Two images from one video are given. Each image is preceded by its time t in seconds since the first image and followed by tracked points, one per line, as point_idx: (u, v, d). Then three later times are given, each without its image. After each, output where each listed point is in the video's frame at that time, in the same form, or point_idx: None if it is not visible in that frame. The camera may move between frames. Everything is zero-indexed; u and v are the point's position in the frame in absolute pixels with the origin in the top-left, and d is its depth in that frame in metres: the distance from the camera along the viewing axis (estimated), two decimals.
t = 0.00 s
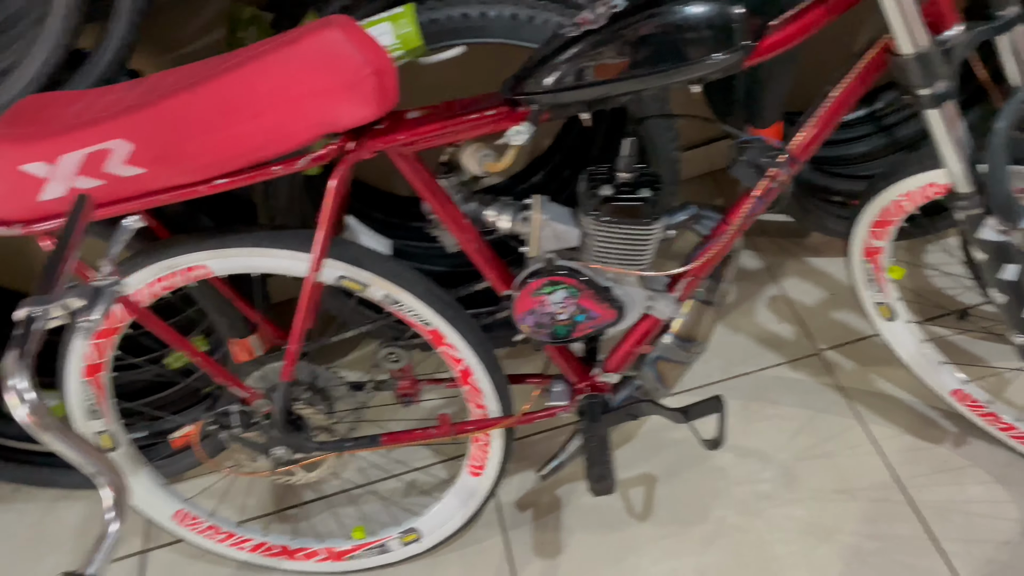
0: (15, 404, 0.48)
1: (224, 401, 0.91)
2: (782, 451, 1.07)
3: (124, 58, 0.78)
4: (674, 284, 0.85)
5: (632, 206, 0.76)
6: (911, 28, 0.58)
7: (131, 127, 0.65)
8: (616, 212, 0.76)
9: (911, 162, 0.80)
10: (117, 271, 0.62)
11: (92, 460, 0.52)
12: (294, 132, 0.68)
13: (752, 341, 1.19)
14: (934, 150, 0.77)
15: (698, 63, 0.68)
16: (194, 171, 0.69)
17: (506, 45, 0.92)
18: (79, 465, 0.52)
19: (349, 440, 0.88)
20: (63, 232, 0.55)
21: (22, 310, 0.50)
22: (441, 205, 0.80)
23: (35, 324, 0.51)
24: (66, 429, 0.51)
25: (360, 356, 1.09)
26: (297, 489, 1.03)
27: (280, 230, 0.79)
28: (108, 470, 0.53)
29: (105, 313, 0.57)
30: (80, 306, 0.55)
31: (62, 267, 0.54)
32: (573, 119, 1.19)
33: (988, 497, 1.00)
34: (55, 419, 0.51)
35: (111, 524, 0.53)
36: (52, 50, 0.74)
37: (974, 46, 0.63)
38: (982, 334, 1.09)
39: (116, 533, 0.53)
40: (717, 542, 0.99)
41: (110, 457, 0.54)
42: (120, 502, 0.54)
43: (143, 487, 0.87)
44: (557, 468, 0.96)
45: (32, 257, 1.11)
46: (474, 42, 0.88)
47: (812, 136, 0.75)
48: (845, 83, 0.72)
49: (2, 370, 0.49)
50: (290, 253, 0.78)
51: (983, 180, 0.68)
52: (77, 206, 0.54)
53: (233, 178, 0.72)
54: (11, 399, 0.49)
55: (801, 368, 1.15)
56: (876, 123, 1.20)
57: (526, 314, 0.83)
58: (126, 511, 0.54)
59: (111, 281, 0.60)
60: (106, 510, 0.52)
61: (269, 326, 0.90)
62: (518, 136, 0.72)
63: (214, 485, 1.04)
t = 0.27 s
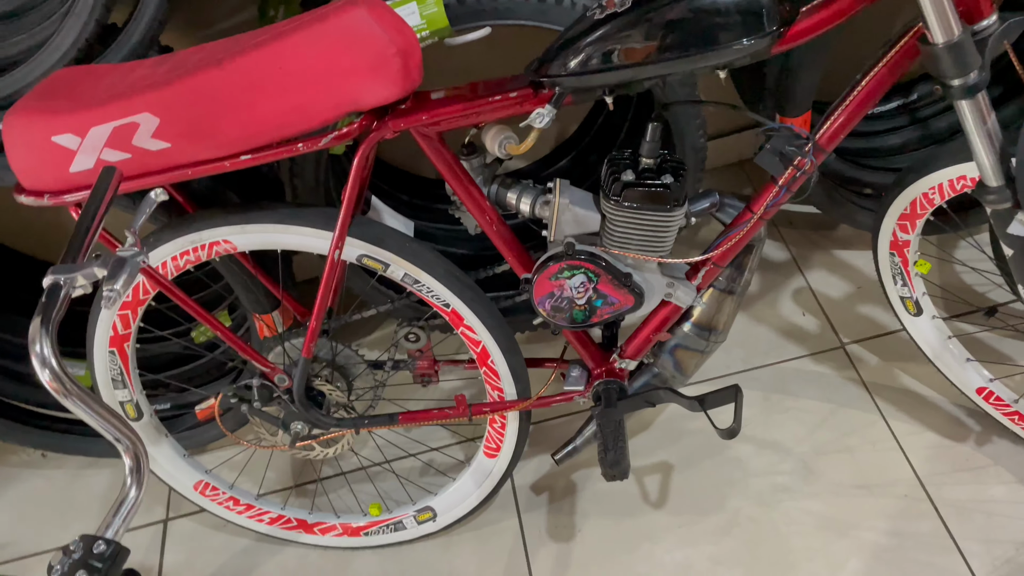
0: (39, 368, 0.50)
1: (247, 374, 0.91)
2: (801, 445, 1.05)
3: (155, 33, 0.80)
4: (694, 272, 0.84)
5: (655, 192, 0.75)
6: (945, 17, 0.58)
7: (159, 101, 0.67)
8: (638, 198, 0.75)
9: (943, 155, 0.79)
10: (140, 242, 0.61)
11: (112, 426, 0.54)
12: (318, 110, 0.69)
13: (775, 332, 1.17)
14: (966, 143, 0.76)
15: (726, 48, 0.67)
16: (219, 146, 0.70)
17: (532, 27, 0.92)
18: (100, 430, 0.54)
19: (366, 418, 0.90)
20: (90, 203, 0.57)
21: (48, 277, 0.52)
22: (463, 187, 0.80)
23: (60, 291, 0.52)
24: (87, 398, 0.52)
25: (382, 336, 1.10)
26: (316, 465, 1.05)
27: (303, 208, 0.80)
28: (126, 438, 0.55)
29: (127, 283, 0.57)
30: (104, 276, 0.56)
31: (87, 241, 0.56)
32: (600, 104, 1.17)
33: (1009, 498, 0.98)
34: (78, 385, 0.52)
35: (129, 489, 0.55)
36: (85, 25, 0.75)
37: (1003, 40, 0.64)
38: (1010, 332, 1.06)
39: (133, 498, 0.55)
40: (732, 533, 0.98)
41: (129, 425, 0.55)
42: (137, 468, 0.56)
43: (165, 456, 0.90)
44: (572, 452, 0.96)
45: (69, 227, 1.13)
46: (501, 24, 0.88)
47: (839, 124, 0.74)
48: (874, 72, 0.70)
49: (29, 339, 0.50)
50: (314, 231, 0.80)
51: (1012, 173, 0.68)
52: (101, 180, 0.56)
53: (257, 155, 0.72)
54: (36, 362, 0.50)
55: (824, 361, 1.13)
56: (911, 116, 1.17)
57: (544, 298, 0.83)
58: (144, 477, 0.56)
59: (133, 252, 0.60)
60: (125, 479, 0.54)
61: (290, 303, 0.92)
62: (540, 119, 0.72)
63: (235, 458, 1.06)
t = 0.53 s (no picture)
0: (43, 337, 0.52)
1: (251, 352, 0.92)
2: (802, 438, 1.04)
3: (167, 10, 0.81)
4: (696, 262, 0.84)
5: (658, 181, 0.75)
6: (953, 11, 0.59)
7: (168, 78, 0.68)
8: (641, 185, 0.75)
9: (948, 151, 0.79)
10: (145, 217, 0.62)
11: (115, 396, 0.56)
12: (324, 89, 0.69)
13: (781, 326, 1.15)
14: (973, 138, 0.76)
15: (734, 37, 0.67)
16: (226, 125, 0.71)
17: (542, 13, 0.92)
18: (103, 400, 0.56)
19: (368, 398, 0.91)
20: (97, 177, 0.58)
21: (54, 249, 0.54)
22: (468, 171, 0.80)
23: (65, 263, 0.54)
24: (88, 365, 0.54)
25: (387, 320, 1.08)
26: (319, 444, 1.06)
27: (310, 188, 0.81)
28: (127, 407, 0.56)
29: (131, 256, 0.59)
30: (108, 249, 0.57)
31: (94, 214, 0.57)
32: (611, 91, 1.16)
33: (1010, 498, 0.96)
34: (80, 356, 0.54)
35: (129, 458, 0.57)
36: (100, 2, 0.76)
37: (1013, 32, 0.63)
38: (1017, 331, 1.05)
39: (133, 467, 0.56)
40: (730, 523, 0.97)
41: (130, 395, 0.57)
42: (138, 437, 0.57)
43: (170, 431, 0.92)
44: (571, 439, 0.96)
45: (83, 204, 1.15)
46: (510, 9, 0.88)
47: (845, 116, 0.74)
48: (880, 66, 0.70)
49: (34, 308, 0.52)
50: (319, 212, 0.81)
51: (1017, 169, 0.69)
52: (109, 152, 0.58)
53: (264, 134, 0.73)
54: (40, 331, 0.52)
55: (828, 355, 1.11)
56: (924, 112, 1.13)
57: (545, 284, 0.84)
58: (145, 447, 0.57)
59: (138, 226, 0.61)
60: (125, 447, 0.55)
61: (297, 283, 0.95)
62: (545, 104, 0.72)
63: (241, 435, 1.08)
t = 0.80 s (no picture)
0: (18, 313, 0.52)
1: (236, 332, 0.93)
2: (783, 428, 1.02)
3: None
4: (676, 250, 0.85)
5: (638, 168, 0.76)
6: (930, 2, 0.58)
7: (150, 58, 0.68)
8: (622, 172, 0.76)
9: (924, 144, 0.80)
10: (122, 195, 0.64)
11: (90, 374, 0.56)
12: (305, 72, 0.70)
13: (765, 316, 1.13)
14: (951, 130, 0.76)
15: (714, 24, 0.67)
16: (207, 105, 0.72)
17: None
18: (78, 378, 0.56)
19: (350, 381, 0.92)
20: (76, 155, 0.60)
21: (30, 225, 0.54)
22: (450, 156, 0.80)
23: (41, 240, 0.54)
24: (64, 342, 0.55)
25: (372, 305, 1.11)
26: (302, 426, 1.07)
27: (293, 170, 0.82)
28: (102, 384, 0.57)
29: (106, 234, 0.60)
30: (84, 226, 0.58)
31: (71, 192, 0.58)
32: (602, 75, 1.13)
33: (986, 488, 0.96)
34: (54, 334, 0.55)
35: (104, 434, 0.57)
36: None
37: (993, 24, 0.64)
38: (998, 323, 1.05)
39: (107, 443, 0.57)
40: (708, 510, 0.96)
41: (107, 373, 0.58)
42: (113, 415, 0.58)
43: (153, 411, 0.94)
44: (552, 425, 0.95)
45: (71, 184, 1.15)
46: None
47: (829, 102, 0.74)
48: (860, 55, 0.71)
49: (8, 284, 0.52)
50: (301, 193, 0.81)
51: (994, 161, 0.70)
52: (87, 133, 0.59)
53: (246, 115, 0.74)
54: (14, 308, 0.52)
55: (811, 346, 1.09)
56: (914, 104, 1.11)
57: (526, 270, 0.84)
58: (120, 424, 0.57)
59: (115, 205, 0.63)
60: (101, 424, 0.55)
61: (279, 266, 0.94)
62: (525, 90, 0.72)
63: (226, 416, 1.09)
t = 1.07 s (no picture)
0: None
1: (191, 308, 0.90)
2: (752, 406, 0.99)
3: None
4: (642, 226, 0.83)
5: (600, 141, 0.73)
6: None
7: (86, 22, 0.64)
8: (583, 145, 0.74)
9: (895, 117, 0.77)
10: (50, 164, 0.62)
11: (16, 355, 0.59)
12: (253, 39, 0.66)
13: (737, 293, 1.09)
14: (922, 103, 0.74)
15: None
16: (151, 72, 0.69)
17: None
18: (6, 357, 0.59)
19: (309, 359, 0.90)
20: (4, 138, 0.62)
21: None
22: (408, 127, 0.78)
23: None
24: None
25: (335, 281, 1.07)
26: (264, 406, 1.05)
27: (246, 141, 0.79)
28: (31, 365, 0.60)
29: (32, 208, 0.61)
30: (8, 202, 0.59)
31: None
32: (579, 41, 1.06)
33: (955, 465, 0.94)
34: None
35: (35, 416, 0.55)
36: None
37: None
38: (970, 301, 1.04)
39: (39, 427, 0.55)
40: (676, 488, 0.94)
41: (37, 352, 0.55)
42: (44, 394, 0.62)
43: (109, 388, 0.93)
44: (516, 403, 0.94)
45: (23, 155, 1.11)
46: None
47: (801, 67, 0.71)
48: (828, 24, 0.68)
49: None
50: (254, 165, 0.79)
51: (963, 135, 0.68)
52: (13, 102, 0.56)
53: (190, 83, 0.71)
54: None
55: (783, 323, 1.06)
56: (890, 78, 1.08)
57: (487, 246, 0.82)
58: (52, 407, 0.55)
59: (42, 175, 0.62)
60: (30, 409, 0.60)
61: (236, 241, 0.91)
62: (484, 58, 0.70)
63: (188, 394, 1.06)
